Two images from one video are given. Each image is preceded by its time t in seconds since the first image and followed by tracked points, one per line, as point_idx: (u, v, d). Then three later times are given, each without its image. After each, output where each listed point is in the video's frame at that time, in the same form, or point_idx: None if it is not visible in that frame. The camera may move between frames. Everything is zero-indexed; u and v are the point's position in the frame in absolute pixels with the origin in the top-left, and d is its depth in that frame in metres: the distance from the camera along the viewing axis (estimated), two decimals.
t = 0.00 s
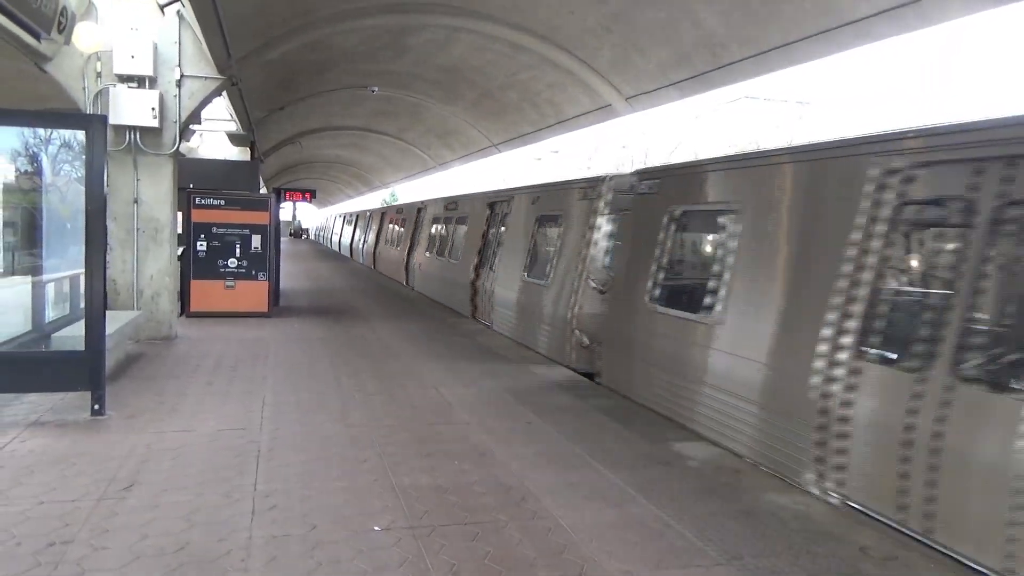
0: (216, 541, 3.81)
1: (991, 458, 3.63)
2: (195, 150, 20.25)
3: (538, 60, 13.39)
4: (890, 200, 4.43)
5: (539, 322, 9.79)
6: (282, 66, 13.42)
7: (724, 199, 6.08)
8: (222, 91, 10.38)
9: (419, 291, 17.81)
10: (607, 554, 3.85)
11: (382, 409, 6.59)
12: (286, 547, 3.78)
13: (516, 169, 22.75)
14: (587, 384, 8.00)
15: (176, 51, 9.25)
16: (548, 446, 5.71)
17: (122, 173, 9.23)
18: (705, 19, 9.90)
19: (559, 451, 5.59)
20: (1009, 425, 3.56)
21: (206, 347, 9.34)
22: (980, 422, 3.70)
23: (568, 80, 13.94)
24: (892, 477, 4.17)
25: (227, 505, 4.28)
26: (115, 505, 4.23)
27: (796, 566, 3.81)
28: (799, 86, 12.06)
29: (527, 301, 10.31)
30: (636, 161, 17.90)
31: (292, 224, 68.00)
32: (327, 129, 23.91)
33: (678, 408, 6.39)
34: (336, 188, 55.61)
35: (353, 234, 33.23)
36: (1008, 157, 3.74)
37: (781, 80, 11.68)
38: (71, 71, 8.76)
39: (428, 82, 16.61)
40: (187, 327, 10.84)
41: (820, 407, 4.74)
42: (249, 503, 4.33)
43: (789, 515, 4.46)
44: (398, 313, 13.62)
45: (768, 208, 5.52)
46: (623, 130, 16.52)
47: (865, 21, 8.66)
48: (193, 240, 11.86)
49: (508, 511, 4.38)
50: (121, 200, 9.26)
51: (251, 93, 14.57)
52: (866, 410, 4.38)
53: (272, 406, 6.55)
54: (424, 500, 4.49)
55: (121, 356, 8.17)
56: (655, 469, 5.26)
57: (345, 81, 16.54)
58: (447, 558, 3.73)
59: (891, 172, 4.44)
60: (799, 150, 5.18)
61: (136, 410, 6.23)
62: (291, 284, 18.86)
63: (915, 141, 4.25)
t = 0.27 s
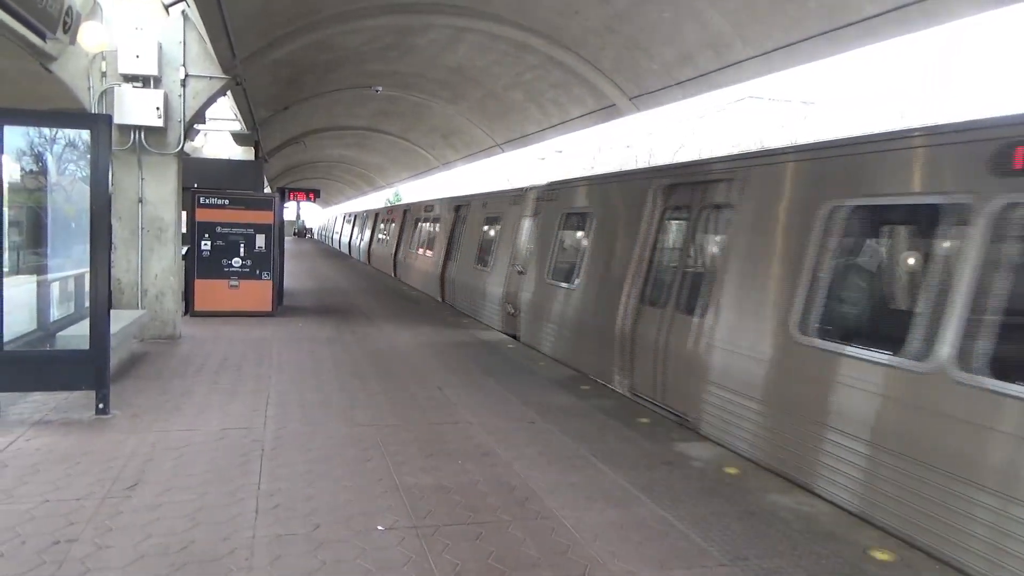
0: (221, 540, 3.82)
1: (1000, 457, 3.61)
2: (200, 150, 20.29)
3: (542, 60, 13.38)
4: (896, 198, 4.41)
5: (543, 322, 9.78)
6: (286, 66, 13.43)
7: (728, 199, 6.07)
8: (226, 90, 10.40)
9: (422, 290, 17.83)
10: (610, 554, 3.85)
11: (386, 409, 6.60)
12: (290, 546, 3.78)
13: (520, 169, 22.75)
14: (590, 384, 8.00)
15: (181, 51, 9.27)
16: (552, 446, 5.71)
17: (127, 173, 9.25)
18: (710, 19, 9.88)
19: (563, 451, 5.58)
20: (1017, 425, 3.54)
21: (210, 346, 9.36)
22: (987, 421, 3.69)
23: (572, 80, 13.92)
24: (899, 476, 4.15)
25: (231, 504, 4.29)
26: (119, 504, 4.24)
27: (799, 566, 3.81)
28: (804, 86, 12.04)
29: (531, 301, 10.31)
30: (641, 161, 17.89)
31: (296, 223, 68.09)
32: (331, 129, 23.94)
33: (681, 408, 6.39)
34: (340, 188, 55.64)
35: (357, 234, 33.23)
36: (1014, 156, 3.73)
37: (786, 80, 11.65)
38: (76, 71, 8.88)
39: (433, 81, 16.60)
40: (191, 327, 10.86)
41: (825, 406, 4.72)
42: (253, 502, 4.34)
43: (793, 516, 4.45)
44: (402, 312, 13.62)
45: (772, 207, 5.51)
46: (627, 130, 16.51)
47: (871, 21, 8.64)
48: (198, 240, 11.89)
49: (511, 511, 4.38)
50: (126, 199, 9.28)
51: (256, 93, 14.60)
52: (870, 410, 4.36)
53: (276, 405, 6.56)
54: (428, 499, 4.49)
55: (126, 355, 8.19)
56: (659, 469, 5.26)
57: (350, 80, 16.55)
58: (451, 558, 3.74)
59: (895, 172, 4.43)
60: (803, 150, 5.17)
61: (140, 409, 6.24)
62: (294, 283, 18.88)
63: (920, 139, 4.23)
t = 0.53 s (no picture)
0: (223, 539, 3.82)
1: (1005, 457, 3.60)
2: (203, 149, 20.31)
3: (545, 59, 13.37)
4: (901, 197, 4.41)
5: (546, 321, 9.78)
6: (289, 65, 13.44)
7: (731, 198, 6.07)
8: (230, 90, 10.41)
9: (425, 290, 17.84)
10: (612, 555, 3.85)
11: (388, 408, 6.60)
12: (293, 545, 3.79)
13: (522, 169, 22.75)
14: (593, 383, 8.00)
15: (185, 50, 9.28)
16: (554, 445, 5.71)
17: (130, 172, 9.26)
18: (713, 19, 9.87)
19: (565, 451, 5.58)
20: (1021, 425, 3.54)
21: (213, 345, 9.37)
22: (992, 421, 3.69)
23: (575, 79, 13.91)
24: (905, 477, 4.14)
25: (234, 503, 4.30)
26: (122, 502, 4.24)
27: (802, 566, 3.80)
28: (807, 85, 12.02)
29: (534, 300, 10.31)
30: (644, 161, 17.89)
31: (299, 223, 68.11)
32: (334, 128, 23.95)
33: (684, 407, 6.39)
34: (343, 187, 55.64)
35: (359, 233, 33.23)
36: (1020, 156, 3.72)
37: (789, 79, 11.63)
38: (81, 71, 8.83)
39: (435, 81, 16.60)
40: (194, 326, 10.88)
41: (831, 407, 4.71)
42: (256, 501, 4.34)
43: (796, 516, 4.44)
44: (404, 312, 13.62)
45: (776, 206, 5.50)
46: (630, 130, 16.51)
47: (874, 21, 8.63)
48: (201, 239, 11.91)
49: (514, 510, 4.38)
50: (129, 198, 9.30)
51: (259, 92, 14.61)
52: (875, 409, 4.36)
53: (278, 405, 6.56)
54: (431, 499, 4.49)
55: (128, 354, 8.20)
56: (661, 469, 5.25)
57: (352, 80, 16.55)
58: (454, 557, 3.74)
59: (900, 171, 4.43)
60: (808, 149, 5.17)
61: (143, 409, 6.25)
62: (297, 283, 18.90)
63: (924, 140, 4.23)
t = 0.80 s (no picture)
0: (227, 538, 3.82)
1: (1007, 458, 3.59)
2: (206, 149, 20.33)
3: (547, 59, 13.36)
4: (903, 196, 4.39)
5: (548, 320, 9.78)
6: (292, 64, 13.45)
7: (734, 197, 6.06)
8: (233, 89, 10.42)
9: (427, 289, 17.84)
10: (615, 554, 3.84)
11: (391, 408, 6.60)
12: (296, 544, 3.79)
13: (525, 168, 22.75)
14: (595, 382, 7.99)
15: (188, 50, 9.29)
16: (557, 445, 5.70)
17: (133, 171, 9.28)
18: (716, 18, 9.86)
19: (568, 450, 5.58)
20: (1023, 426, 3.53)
21: (216, 344, 9.38)
22: (993, 422, 3.67)
23: (578, 78, 13.90)
24: (906, 477, 4.12)
25: (237, 502, 4.30)
26: (125, 501, 4.25)
27: (805, 566, 3.79)
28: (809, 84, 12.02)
29: (537, 299, 10.30)
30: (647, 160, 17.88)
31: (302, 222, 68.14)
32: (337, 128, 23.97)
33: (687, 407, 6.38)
34: (346, 187, 55.69)
35: (362, 232, 33.23)
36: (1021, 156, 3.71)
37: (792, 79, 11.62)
38: (85, 70, 8.85)
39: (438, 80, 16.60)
40: (197, 325, 10.89)
41: (833, 406, 4.69)
42: (259, 500, 4.35)
43: (799, 516, 4.43)
44: (407, 311, 13.63)
45: (779, 205, 5.49)
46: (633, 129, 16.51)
47: (876, 20, 8.61)
48: (204, 238, 11.96)
49: (516, 510, 4.38)
50: (132, 198, 9.31)
51: (262, 92, 14.62)
52: (877, 410, 4.35)
53: (281, 404, 6.57)
54: (434, 499, 4.49)
55: (132, 353, 8.21)
56: (664, 468, 5.25)
57: (355, 79, 16.56)
58: (456, 556, 3.74)
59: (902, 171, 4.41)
60: (810, 148, 5.15)
61: (146, 407, 6.26)
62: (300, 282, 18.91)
63: (927, 139, 4.22)
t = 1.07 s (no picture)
0: (230, 538, 3.83)
1: (1011, 460, 3.59)
2: (208, 148, 20.35)
3: (549, 58, 13.35)
4: (905, 196, 4.39)
5: (550, 320, 9.78)
6: (294, 64, 13.46)
7: (734, 196, 6.06)
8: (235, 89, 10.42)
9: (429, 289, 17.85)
10: (618, 554, 3.84)
11: (393, 407, 6.60)
12: (299, 543, 3.80)
13: (526, 167, 22.77)
14: (598, 382, 7.99)
15: (190, 49, 9.29)
16: (559, 444, 5.71)
17: (136, 171, 9.29)
18: (718, 17, 9.83)
19: (571, 450, 5.58)
20: None
21: (218, 344, 9.39)
22: (997, 424, 3.67)
23: (579, 78, 13.89)
24: (910, 479, 4.12)
25: (240, 502, 4.31)
26: (129, 500, 4.25)
27: (808, 566, 3.79)
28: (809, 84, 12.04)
29: (539, 299, 10.31)
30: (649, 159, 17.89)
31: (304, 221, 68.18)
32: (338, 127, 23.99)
33: (688, 406, 6.40)
34: (347, 186, 55.71)
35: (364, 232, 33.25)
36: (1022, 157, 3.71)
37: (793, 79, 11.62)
38: (88, 70, 8.78)
39: (440, 80, 16.61)
40: (199, 324, 10.91)
41: (836, 407, 4.69)
42: (262, 500, 4.35)
43: (802, 516, 4.42)
44: (409, 311, 13.63)
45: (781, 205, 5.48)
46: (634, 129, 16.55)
47: (878, 20, 8.60)
48: (207, 237, 11.97)
49: (519, 509, 4.38)
50: (135, 197, 9.32)
51: (264, 91, 14.62)
52: (880, 410, 4.35)
53: (283, 403, 6.58)
54: (436, 499, 4.48)
55: (134, 353, 8.22)
56: (667, 468, 5.24)
57: (357, 79, 16.55)
58: (459, 556, 3.74)
59: (904, 173, 4.41)
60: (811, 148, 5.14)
61: (148, 407, 6.26)
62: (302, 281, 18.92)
63: (928, 140, 4.21)
